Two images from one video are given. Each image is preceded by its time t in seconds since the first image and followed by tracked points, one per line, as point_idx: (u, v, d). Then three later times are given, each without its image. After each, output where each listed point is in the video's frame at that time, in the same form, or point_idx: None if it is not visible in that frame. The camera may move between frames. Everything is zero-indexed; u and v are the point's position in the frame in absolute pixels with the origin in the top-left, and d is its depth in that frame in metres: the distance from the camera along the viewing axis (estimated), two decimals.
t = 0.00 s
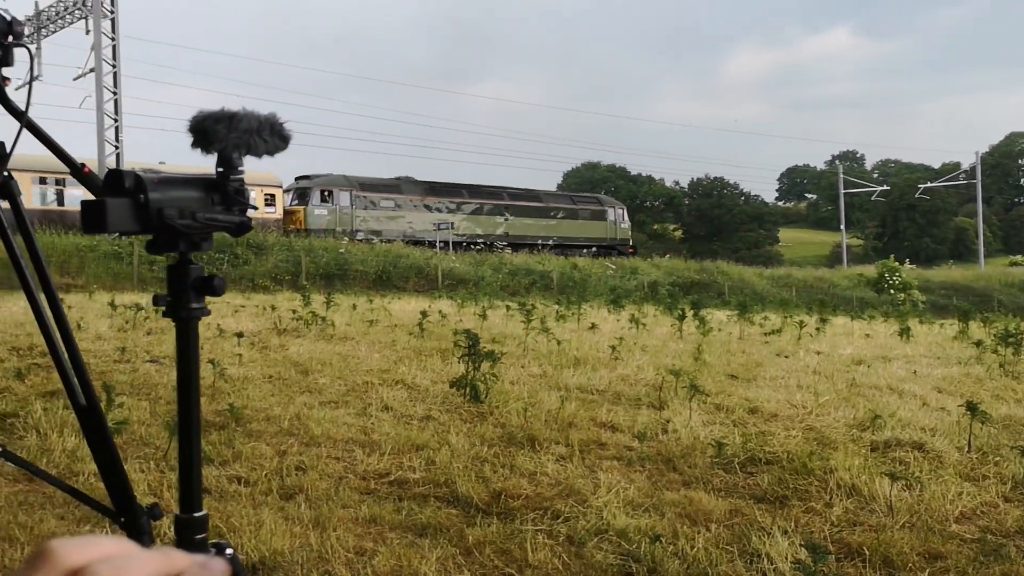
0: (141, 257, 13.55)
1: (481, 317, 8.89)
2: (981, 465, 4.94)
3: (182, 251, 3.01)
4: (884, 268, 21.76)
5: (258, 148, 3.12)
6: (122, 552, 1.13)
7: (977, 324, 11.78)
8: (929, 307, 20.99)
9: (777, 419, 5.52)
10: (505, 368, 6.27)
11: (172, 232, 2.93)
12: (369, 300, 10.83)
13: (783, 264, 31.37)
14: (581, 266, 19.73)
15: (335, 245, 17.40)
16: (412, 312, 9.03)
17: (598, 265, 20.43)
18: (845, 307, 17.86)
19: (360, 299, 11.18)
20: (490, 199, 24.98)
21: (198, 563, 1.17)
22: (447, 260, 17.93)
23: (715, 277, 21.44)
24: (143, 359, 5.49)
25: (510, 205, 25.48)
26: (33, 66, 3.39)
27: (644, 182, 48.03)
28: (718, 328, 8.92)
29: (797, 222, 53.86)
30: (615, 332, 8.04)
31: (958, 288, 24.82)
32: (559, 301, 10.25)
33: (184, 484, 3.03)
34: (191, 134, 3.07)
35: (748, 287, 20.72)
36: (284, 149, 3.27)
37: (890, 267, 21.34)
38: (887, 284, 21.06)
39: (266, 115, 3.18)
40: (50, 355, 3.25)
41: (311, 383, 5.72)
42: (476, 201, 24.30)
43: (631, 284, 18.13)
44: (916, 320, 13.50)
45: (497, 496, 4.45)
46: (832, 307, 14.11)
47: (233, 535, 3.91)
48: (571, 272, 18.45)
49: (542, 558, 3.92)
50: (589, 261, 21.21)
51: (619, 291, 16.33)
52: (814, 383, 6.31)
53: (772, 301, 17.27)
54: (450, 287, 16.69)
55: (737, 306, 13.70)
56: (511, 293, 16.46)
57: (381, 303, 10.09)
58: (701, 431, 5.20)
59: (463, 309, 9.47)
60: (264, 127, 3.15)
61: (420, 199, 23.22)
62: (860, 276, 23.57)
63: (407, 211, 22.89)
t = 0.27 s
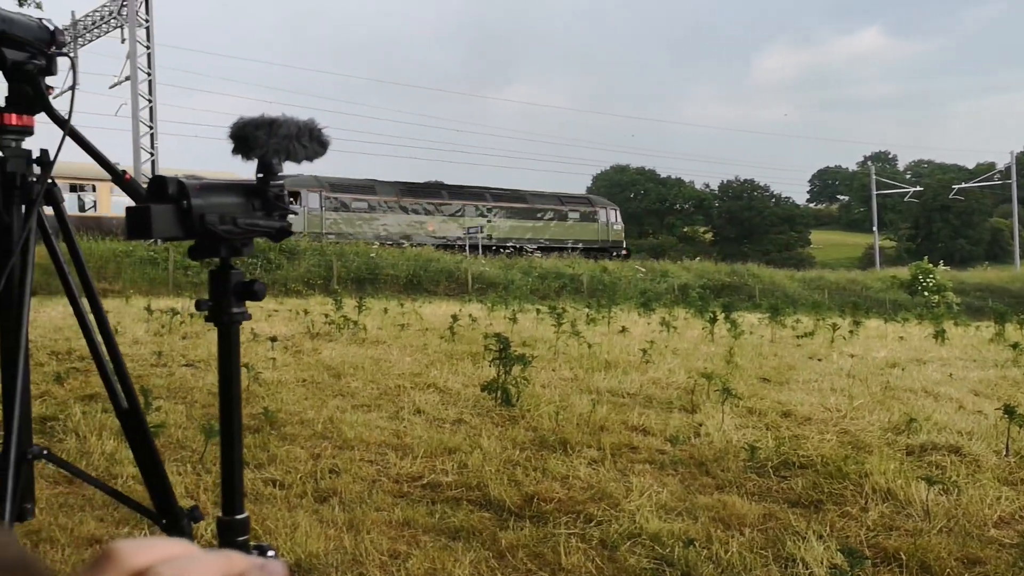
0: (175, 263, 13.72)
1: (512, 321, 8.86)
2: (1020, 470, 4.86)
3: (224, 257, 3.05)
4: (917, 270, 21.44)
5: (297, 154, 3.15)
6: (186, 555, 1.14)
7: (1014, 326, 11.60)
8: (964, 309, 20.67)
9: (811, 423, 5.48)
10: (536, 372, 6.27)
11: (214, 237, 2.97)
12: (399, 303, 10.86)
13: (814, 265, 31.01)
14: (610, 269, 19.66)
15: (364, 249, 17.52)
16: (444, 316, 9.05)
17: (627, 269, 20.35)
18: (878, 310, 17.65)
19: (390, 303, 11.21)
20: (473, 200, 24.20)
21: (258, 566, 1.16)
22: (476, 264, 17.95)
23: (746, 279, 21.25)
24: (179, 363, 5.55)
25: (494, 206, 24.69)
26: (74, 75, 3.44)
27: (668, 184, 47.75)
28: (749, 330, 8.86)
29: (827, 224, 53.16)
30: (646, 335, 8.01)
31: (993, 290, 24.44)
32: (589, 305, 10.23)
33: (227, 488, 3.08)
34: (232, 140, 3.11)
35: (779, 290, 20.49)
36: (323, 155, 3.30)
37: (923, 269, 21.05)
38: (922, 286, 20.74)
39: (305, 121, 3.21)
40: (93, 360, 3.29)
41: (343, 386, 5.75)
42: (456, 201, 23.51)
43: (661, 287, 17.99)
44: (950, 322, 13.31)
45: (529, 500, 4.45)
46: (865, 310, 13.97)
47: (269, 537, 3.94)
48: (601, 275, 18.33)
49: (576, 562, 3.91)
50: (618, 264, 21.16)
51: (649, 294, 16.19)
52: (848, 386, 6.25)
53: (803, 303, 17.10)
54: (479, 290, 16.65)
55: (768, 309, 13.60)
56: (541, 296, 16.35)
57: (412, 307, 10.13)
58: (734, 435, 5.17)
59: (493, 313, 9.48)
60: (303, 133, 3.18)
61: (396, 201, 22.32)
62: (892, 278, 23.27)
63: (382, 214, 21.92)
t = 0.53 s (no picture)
0: (207, 268, 14.01)
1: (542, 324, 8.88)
2: None
3: (261, 261, 3.09)
4: (950, 271, 21.08)
5: (333, 159, 3.18)
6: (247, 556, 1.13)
7: None
8: (999, 310, 20.32)
9: (843, 425, 5.44)
10: (566, 374, 6.28)
11: (252, 242, 3.01)
12: (429, 306, 10.91)
13: (845, 266, 30.58)
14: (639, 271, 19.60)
15: (393, 252, 17.64)
16: (473, 319, 9.08)
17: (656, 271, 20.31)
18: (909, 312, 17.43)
19: (419, 306, 11.27)
20: (451, 201, 23.72)
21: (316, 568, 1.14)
22: (505, 267, 17.96)
23: (776, 281, 21.05)
24: (212, 366, 5.63)
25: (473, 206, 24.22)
26: (111, 83, 3.51)
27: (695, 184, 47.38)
28: (779, 332, 8.82)
29: (859, 224, 52.23)
30: (675, 338, 7.99)
31: None
32: (618, 307, 10.22)
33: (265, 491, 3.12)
34: (270, 146, 3.15)
35: (810, 292, 20.22)
36: (358, 160, 3.32)
37: (956, 270, 20.71)
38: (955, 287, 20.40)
39: (341, 126, 3.24)
40: (134, 362, 3.33)
41: (374, 389, 5.78)
42: (433, 202, 22.84)
43: (691, 289, 17.80)
44: (984, 325, 13.13)
45: (559, 502, 4.45)
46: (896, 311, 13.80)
47: (302, 538, 3.97)
48: (630, 278, 18.18)
49: (607, 565, 3.90)
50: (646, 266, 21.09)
51: (678, 296, 15.98)
52: (881, 389, 6.19)
53: (834, 305, 16.91)
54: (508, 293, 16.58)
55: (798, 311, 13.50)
56: (570, 298, 16.20)
57: (440, 309, 10.18)
58: (765, 438, 5.14)
59: (522, 315, 9.51)
60: (338, 138, 3.21)
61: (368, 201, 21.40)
62: (925, 279, 22.93)
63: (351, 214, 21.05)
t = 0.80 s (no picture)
0: (248, 271, 14.04)
1: (579, 327, 8.87)
2: None
3: (308, 268, 3.12)
4: (996, 274, 20.54)
5: (377, 166, 3.20)
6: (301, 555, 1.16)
7: None
8: None
9: (885, 431, 5.37)
10: (604, 378, 6.28)
11: (299, 249, 3.04)
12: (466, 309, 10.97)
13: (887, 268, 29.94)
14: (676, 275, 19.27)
15: (431, 256, 17.64)
16: (510, 322, 9.10)
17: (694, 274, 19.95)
18: (952, 315, 17.08)
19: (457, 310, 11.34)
20: (432, 202, 22.56)
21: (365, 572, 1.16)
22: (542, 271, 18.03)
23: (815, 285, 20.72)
24: (254, 369, 5.70)
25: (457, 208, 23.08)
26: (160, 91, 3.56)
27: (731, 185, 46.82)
28: (819, 337, 8.73)
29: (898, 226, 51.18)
30: (714, 342, 7.94)
31: None
32: (655, 311, 10.16)
33: (312, 493, 3.15)
34: (317, 154, 3.19)
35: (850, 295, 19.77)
36: (402, 167, 3.34)
37: (1001, 272, 20.13)
38: (1001, 289, 19.87)
39: (386, 134, 3.26)
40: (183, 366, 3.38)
41: (413, 392, 5.82)
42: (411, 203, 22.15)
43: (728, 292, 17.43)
44: None
45: (598, 507, 4.44)
46: (939, 315, 13.56)
47: (344, 541, 4.01)
48: (669, 280, 17.82)
49: (647, 569, 3.89)
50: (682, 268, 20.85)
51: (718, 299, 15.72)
52: (924, 394, 6.11)
53: (877, 308, 16.57)
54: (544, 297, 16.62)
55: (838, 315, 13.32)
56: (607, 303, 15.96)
57: (478, 313, 10.24)
58: (805, 443, 5.10)
59: (559, 318, 9.51)
60: (383, 145, 3.23)
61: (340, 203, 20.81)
62: (969, 282, 22.40)
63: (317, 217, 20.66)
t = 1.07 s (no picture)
0: (327, 276, 13.92)
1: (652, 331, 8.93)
2: None
3: (393, 273, 3.17)
4: None
5: (460, 173, 3.24)
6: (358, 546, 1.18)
7: None
8: None
9: (970, 439, 5.21)
10: (679, 383, 6.25)
11: (385, 254, 3.10)
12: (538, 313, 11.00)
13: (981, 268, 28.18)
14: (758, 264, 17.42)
15: (506, 262, 17.51)
16: (583, 326, 9.14)
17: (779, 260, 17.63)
18: None
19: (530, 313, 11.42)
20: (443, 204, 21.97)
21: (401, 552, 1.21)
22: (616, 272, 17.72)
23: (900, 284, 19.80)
24: (333, 371, 5.89)
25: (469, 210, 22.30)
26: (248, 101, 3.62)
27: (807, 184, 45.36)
28: (900, 341, 8.50)
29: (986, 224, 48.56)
30: (790, 347, 7.83)
31: None
32: (730, 314, 10.00)
33: (398, 494, 3.21)
34: (401, 162, 3.25)
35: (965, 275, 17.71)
36: (484, 172, 3.37)
37: None
38: None
39: (467, 140, 3.30)
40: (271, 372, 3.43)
41: (488, 395, 5.91)
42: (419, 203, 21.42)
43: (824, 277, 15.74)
44: None
45: (673, 513, 4.41)
46: None
47: (422, 541, 4.07)
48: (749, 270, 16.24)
49: None
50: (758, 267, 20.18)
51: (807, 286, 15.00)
52: (1014, 402, 5.87)
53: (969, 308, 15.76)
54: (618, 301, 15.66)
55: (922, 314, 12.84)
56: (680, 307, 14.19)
57: (551, 317, 10.28)
58: (886, 450, 4.98)
59: (632, 322, 9.52)
60: (465, 152, 3.27)
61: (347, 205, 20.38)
62: None
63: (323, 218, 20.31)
